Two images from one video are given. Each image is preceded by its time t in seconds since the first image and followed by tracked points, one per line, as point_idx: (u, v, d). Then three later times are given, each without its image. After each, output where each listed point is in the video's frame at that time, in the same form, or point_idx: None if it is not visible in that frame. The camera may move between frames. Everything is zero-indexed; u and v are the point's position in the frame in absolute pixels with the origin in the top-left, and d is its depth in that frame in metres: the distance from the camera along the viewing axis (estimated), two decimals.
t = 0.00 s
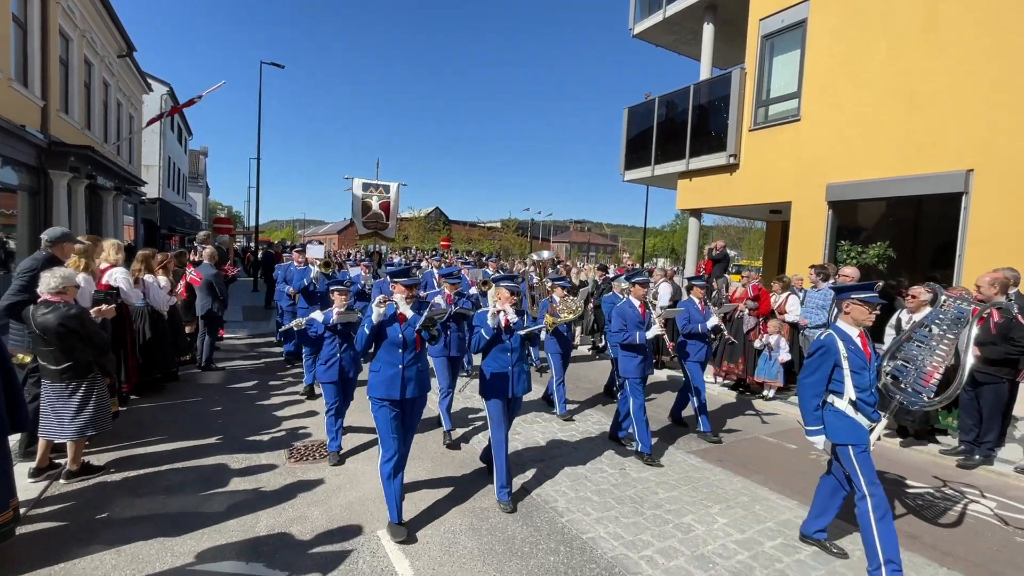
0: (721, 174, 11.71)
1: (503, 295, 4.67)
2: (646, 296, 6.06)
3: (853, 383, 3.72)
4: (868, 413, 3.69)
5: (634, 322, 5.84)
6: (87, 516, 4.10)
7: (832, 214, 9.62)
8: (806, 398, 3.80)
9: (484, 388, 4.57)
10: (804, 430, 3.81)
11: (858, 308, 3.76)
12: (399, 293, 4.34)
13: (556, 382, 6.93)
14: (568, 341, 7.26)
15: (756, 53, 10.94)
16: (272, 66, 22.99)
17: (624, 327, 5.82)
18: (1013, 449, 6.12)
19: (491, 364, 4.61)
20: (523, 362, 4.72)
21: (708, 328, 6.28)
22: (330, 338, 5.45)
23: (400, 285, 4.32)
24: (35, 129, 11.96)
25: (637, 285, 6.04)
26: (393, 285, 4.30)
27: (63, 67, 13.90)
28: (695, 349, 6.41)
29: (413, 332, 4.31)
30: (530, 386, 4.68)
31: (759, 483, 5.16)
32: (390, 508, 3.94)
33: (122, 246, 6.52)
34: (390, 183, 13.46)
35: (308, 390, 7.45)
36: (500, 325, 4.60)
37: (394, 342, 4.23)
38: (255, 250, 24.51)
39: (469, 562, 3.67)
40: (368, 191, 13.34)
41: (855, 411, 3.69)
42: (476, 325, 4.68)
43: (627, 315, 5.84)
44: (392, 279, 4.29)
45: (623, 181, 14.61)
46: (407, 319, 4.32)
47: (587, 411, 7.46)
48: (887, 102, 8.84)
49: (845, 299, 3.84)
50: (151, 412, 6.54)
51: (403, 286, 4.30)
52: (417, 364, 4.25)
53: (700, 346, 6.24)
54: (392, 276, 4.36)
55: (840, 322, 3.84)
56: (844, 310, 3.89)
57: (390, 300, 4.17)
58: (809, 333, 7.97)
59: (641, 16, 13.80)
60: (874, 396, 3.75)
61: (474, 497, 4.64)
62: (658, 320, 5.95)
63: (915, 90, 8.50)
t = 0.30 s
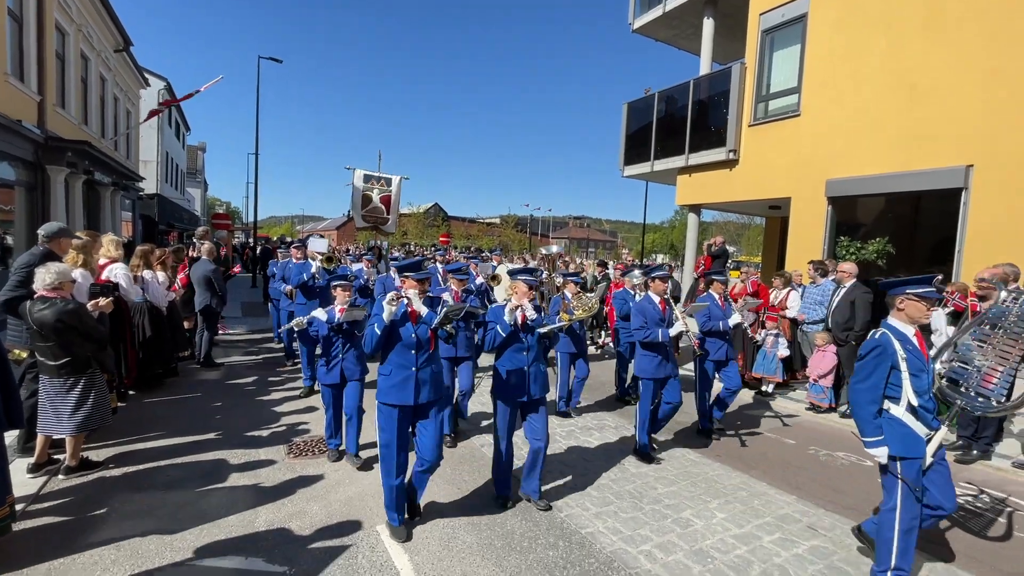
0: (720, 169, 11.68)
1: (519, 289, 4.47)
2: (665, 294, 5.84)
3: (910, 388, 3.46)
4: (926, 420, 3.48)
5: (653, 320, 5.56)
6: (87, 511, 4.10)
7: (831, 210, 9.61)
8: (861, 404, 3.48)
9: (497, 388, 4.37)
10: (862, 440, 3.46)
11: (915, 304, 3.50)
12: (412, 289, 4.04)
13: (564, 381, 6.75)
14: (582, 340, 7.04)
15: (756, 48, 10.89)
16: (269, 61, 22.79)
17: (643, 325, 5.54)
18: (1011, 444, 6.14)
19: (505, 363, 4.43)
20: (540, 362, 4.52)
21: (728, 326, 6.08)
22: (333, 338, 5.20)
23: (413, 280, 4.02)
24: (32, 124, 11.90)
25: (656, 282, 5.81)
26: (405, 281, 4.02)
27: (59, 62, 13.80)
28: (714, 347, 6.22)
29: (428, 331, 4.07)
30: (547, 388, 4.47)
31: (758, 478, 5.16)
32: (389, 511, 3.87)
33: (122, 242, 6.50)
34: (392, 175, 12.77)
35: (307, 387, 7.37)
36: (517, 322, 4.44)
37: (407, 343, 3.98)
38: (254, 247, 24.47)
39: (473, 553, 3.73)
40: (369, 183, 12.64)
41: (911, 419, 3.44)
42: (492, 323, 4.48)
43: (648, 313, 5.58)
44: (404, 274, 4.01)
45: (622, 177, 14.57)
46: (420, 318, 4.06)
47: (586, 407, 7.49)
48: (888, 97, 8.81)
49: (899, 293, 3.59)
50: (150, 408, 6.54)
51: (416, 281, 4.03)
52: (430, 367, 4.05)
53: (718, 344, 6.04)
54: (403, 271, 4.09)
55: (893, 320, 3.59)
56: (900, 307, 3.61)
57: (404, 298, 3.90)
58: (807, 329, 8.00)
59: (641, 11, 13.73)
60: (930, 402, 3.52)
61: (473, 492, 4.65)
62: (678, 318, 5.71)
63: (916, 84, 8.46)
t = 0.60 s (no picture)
0: (719, 166, 11.68)
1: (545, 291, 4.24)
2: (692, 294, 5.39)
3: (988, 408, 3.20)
4: (1003, 444, 3.21)
5: (681, 324, 5.20)
6: (86, 508, 4.11)
7: (830, 207, 9.63)
8: (946, 429, 3.18)
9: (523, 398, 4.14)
10: (962, 474, 3.08)
11: (990, 315, 3.21)
12: (433, 296, 3.73)
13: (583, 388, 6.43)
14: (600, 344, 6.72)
15: (755, 44, 10.87)
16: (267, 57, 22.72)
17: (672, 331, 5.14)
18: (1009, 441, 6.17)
19: (531, 371, 4.17)
20: (567, 371, 4.26)
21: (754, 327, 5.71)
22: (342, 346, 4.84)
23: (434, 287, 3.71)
24: (29, 120, 11.86)
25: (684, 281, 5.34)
26: (424, 286, 3.75)
27: (55, 57, 13.73)
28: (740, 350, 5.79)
29: (450, 341, 3.78)
30: (576, 399, 4.18)
31: (755, 474, 5.20)
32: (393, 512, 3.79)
33: (120, 239, 6.49)
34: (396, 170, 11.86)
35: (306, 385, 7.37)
36: (543, 327, 4.19)
37: (428, 356, 3.68)
38: (252, 244, 24.44)
39: (474, 546, 3.78)
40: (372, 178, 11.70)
41: (990, 443, 3.18)
42: (517, 329, 4.23)
43: (674, 317, 5.19)
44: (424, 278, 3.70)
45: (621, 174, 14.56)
46: (441, 327, 3.76)
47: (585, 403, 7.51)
48: (886, 93, 8.81)
49: (971, 303, 3.31)
50: (149, 405, 6.54)
51: (436, 287, 3.73)
52: (453, 380, 3.73)
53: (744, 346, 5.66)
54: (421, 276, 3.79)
55: (967, 333, 3.30)
56: (969, 317, 3.32)
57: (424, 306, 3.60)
58: (804, 326, 8.04)
59: (640, 7, 13.69)
60: (1004, 422, 3.27)
61: (472, 488, 4.66)
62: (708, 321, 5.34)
63: (916, 80, 8.45)
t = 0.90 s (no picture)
0: (718, 164, 11.68)
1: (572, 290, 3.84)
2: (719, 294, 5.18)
3: None
4: None
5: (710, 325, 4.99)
6: (85, 506, 4.10)
7: (828, 205, 9.64)
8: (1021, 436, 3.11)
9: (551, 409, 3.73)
10: None
11: None
12: (454, 292, 3.46)
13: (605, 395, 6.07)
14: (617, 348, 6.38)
15: (754, 41, 10.85)
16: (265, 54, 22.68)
17: (699, 332, 4.97)
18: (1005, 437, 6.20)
19: (558, 378, 3.80)
20: (596, 377, 3.91)
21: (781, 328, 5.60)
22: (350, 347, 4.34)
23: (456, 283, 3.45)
24: (25, 117, 11.80)
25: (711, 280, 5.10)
26: (446, 282, 3.44)
27: (52, 54, 13.66)
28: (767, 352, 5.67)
29: (472, 342, 3.50)
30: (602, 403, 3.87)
31: (753, 471, 5.21)
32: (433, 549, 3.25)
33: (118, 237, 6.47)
34: (400, 165, 11.39)
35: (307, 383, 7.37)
36: (570, 329, 3.83)
37: (448, 357, 3.42)
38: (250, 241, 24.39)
39: (473, 541, 3.79)
40: (374, 175, 11.21)
41: None
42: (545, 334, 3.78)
43: (702, 317, 4.99)
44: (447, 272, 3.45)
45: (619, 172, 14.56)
46: (463, 327, 3.49)
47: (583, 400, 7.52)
48: (885, 91, 8.82)
49: None
50: (147, 403, 6.53)
51: (459, 282, 3.44)
52: (475, 384, 3.47)
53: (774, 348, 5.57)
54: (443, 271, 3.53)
55: None
56: None
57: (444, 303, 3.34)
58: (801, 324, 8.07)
59: (640, 4, 13.66)
60: None
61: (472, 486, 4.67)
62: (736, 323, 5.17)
63: (915, 77, 8.45)
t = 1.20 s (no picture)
0: (716, 163, 11.68)
1: (597, 293, 3.54)
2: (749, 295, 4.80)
3: None
4: None
5: (738, 329, 4.60)
6: (84, 505, 4.09)
7: (827, 204, 9.65)
8: None
9: (579, 426, 3.50)
10: None
11: None
12: (476, 299, 3.15)
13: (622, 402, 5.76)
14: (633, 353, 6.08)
15: (753, 41, 10.86)
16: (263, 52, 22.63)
17: (726, 337, 4.55)
18: (1002, 436, 6.23)
19: (585, 390, 3.59)
20: (624, 389, 3.71)
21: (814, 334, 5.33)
22: (355, 357, 4.08)
23: (478, 290, 3.13)
24: (22, 115, 11.76)
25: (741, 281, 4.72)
26: (466, 290, 3.13)
27: (48, 51, 13.60)
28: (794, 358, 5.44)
29: (496, 356, 3.22)
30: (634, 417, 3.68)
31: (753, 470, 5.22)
32: None
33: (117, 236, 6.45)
34: (401, 164, 11.36)
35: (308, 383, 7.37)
36: (598, 338, 3.58)
37: (472, 373, 3.16)
38: (248, 240, 24.34)
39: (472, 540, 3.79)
40: (374, 173, 11.16)
41: None
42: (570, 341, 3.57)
43: (730, 320, 4.59)
44: (468, 278, 3.13)
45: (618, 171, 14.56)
46: (485, 338, 3.21)
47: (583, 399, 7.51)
48: (884, 90, 8.84)
49: None
50: (146, 402, 6.52)
51: (481, 289, 3.12)
52: (500, 402, 3.24)
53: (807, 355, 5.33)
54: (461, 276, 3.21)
55: None
56: None
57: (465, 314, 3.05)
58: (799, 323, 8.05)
59: (638, 3, 13.66)
60: None
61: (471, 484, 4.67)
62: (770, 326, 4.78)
63: (914, 76, 8.47)
